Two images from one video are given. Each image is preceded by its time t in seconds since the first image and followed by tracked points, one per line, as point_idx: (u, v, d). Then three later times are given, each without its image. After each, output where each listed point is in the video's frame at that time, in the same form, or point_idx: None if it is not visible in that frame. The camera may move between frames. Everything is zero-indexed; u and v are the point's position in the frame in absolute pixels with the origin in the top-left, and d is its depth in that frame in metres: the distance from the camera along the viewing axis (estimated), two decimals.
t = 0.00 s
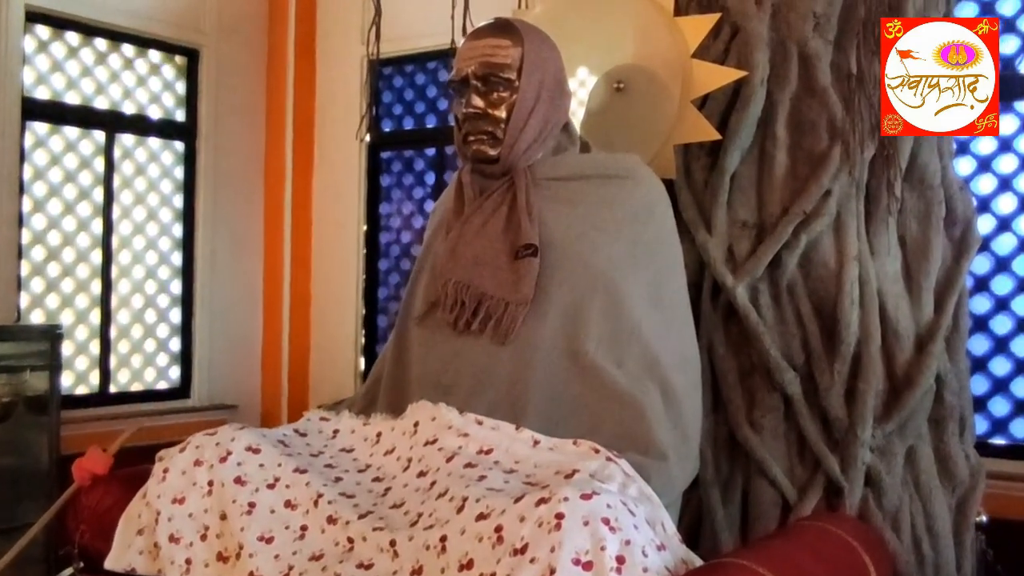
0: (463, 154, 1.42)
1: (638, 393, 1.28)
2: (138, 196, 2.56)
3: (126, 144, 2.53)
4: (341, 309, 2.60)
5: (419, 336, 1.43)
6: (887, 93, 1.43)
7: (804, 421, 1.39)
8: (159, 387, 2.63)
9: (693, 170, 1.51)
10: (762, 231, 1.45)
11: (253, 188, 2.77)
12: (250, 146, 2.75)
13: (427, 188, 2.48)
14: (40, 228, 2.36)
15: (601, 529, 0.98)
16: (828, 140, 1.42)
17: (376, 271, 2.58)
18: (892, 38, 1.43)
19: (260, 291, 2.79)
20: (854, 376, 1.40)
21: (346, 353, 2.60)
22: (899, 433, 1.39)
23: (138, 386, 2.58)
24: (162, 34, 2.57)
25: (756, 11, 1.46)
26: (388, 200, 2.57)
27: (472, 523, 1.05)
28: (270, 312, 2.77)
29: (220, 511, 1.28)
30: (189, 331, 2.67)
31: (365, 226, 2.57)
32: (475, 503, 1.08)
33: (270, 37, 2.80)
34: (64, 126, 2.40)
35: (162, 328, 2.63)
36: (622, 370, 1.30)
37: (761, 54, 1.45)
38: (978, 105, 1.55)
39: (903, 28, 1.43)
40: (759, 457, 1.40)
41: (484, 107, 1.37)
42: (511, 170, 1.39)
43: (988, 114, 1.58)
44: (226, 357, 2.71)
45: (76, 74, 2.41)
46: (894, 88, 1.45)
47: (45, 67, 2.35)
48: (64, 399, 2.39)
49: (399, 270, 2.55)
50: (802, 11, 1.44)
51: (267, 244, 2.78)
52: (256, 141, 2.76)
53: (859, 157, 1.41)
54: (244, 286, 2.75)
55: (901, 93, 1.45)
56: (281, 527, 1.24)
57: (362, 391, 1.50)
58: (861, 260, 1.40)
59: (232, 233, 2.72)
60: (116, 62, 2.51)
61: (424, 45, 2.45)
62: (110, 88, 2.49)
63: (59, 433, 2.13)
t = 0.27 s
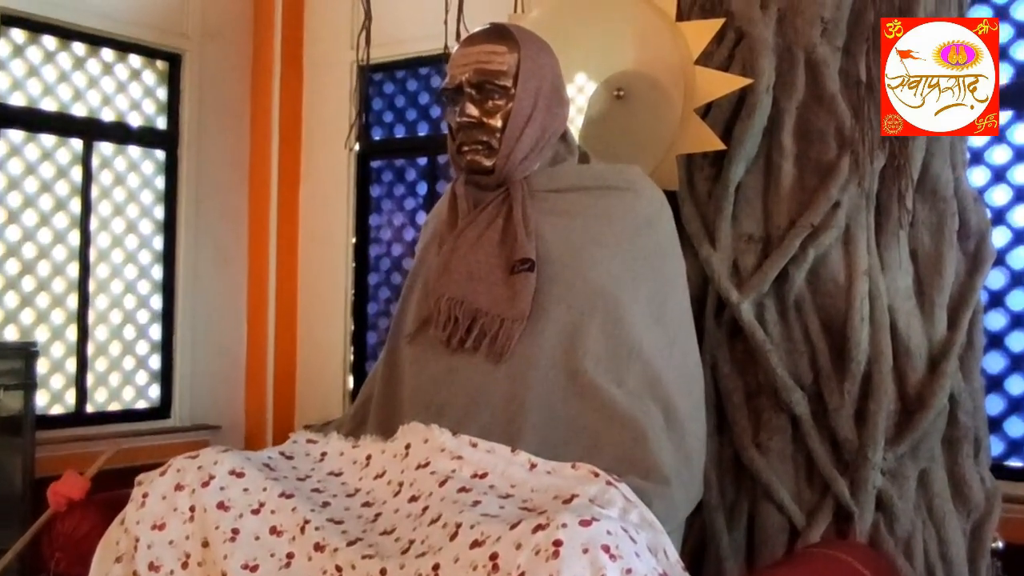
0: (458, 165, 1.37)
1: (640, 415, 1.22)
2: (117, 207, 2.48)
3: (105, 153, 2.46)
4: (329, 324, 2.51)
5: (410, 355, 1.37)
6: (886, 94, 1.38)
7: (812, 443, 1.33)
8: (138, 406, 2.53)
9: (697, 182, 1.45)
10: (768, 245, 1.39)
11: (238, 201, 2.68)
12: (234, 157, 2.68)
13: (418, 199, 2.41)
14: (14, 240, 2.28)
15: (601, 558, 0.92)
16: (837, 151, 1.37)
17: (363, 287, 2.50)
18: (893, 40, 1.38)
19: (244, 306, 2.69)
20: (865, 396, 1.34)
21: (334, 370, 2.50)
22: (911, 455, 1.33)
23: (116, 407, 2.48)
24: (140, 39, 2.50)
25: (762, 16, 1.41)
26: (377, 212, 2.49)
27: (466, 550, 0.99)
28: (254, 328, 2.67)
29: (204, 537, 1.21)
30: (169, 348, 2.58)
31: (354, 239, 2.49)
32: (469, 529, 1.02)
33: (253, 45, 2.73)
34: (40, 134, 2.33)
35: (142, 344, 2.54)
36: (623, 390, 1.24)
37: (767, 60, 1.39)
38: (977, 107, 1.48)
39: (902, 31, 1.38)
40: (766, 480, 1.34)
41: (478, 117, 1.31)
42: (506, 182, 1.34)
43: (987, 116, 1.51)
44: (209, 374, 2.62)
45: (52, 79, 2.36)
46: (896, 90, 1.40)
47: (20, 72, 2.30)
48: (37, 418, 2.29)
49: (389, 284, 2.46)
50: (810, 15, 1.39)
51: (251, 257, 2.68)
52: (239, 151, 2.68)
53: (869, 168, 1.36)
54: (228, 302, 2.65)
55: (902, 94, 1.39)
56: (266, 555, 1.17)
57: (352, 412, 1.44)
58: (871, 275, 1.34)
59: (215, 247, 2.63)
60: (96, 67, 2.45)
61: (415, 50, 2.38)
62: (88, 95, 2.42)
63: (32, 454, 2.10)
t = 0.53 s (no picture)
0: (453, 171, 1.32)
1: (643, 432, 1.18)
2: (99, 213, 2.35)
3: (86, 156, 2.33)
4: (319, 333, 2.40)
5: (404, 368, 1.32)
6: (886, 94, 1.33)
7: (822, 459, 1.29)
8: (120, 421, 2.38)
9: (701, 188, 1.40)
10: (775, 254, 1.35)
11: (225, 205, 2.56)
12: (222, 161, 2.55)
13: (413, 204, 2.31)
14: None
15: None
16: (846, 156, 1.33)
17: (355, 295, 2.40)
18: (892, 40, 1.33)
19: (232, 317, 2.57)
20: (876, 411, 1.29)
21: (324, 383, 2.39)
22: (924, 471, 1.28)
23: (97, 422, 2.34)
24: (121, 36, 2.37)
25: (769, 17, 1.36)
26: (370, 217, 2.39)
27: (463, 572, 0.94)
28: (241, 339, 2.54)
29: (189, 555, 1.16)
30: (152, 361, 2.44)
31: (345, 245, 2.38)
32: (466, 549, 0.97)
33: (242, 45, 2.59)
34: (18, 136, 2.21)
35: (124, 357, 2.40)
36: (625, 406, 1.19)
37: (774, 62, 1.34)
38: (977, 108, 1.41)
39: (902, 30, 1.33)
40: (774, 498, 1.29)
41: (475, 121, 1.27)
42: (504, 189, 1.29)
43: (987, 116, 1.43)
44: (195, 388, 2.48)
45: (30, 78, 2.23)
46: (896, 89, 1.34)
47: None
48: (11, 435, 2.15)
49: (382, 293, 2.36)
50: (818, 16, 1.34)
51: (239, 266, 2.56)
52: (227, 153, 2.56)
53: (880, 174, 1.31)
54: (213, 312, 2.52)
55: (902, 94, 1.34)
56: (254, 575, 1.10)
57: (344, 427, 1.40)
58: (882, 285, 1.29)
59: (200, 253, 2.50)
60: (76, 66, 2.32)
61: (410, 51, 2.27)
62: (69, 96, 2.30)
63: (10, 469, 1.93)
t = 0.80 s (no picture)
0: (449, 175, 1.26)
1: (647, 448, 1.12)
2: (79, 218, 2.17)
3: (65, 158, 2.15)
4: (309, 345, 2.24)
5: (398, 381, 1.27)
6: (886, 93, 1.29)
7: (833, 476, 1.23)
8: (101, 437, 2.19)
9: (707, 194, 1.35)
10: (785, 262, 1.29)
11: (210, 207, 2.37)
12: (207, 162, 2.37)
13: (407, 210, 2.16)
14: None
15: None
16: (859, 160, 1.28)
17: (347, 306, 2.23)
18: (893, 41, 1.30)
19: (217, 329, 2.38)
20: (890, 426, 1.24)
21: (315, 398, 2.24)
22: (940, 489, 1.23)
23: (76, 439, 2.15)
24: (101, 33, 2.19)
25: (778, 15, 1.31)
26: (362, 222, 2.24)
27: None
28: (227, 351, 2.36)
29: None
30: (133, 376, 2.24)
31: (337, 252, 2.23)
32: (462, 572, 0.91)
33: (228, 39, 2.43)
34: None
35: (105, 372, 2.20)
36: (628, 420, 1.14)
37: (784, 62, 1.30)
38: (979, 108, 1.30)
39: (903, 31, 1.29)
40: (784, 516, 1.24)
41: (472, 123, 1.21)
42: (502, 194, 1.24)
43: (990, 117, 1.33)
44: (177, 404, 2.29)
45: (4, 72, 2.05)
46: (896, 89, 1.30)
47: None
48: None
49: (375, 303, 2.21)
50: (830, 14, 1.29)
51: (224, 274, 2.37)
52: (211, 152, 2.37)
53: (894, 178, 1.26)
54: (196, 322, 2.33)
55: (902, 93, 1.30)
56: None
57: (335, 442, 1.35)
58: (896, 294, 1.24)
59: (183, 260, 2.31)
60: (55, 64, 2.14)
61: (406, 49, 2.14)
62: (48, 96, 2.12)
63: None
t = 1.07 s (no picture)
0: (444, 180, 1.22)
1: (650, 464, 1.08)
2: (59, 223, 2.12)
3: (46, 162, 2.10)
4: (298, 355, 2.17)
5: (391, 394, 1.22)
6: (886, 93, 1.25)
7: (843, 491, 1.19)
8: (82, 450, 2.13)
9: (711, 200, 1.31)
10: (792, 270, 1.25)
11: (196, 215, 2.31)
12: (194, 168, 2.31)
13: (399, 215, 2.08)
14: None
15: None
16: (869, 165, 1.23)
17: (338, 314, 2.15)
18: (893, 41, 1.25)
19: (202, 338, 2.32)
20: (901, 440, 1.19)
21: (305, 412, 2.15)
22: (954, 505, 1.18)
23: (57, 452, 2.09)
24: (81, 32, 2.14)
25: (785, 14, 1.27)
26: (353, 229, 2.16)
27: None
28: (214, 362, 2.29)
29: None
30: (116, 386, 2.17)
31: (326, 259, 2.16)
32: None
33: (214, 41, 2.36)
34: None
35: (85, 382, 2.14)
36: (631, 435, 1.10)
37: (792, 63, 1.25)
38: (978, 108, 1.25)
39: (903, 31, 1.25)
40: (792, 534, 1.19)
41: (468, 127, 1.17)
42: (499, 200, 1.19)
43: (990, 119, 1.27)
44: (161, 416, 2.22)
45: None
46: (897, 89, 1.25)
47: None
48: None
49: (367, 311, 2.13)
50: (839, 14, 1.25)
51: (211, 283, 2.31)
52: (198, 158, 2.32)
53: (905, 183, 1.22)
54: (182, 333, 2.27)
55: (902, 94, 1.25)
56: None
57: (325, 457, 1.30)
58: (908, 303, 1.20)
59: (168, 269, 2.25)
60: (35, 64, 2.09)
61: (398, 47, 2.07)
62: (28, 96, 2.07)
63: None
